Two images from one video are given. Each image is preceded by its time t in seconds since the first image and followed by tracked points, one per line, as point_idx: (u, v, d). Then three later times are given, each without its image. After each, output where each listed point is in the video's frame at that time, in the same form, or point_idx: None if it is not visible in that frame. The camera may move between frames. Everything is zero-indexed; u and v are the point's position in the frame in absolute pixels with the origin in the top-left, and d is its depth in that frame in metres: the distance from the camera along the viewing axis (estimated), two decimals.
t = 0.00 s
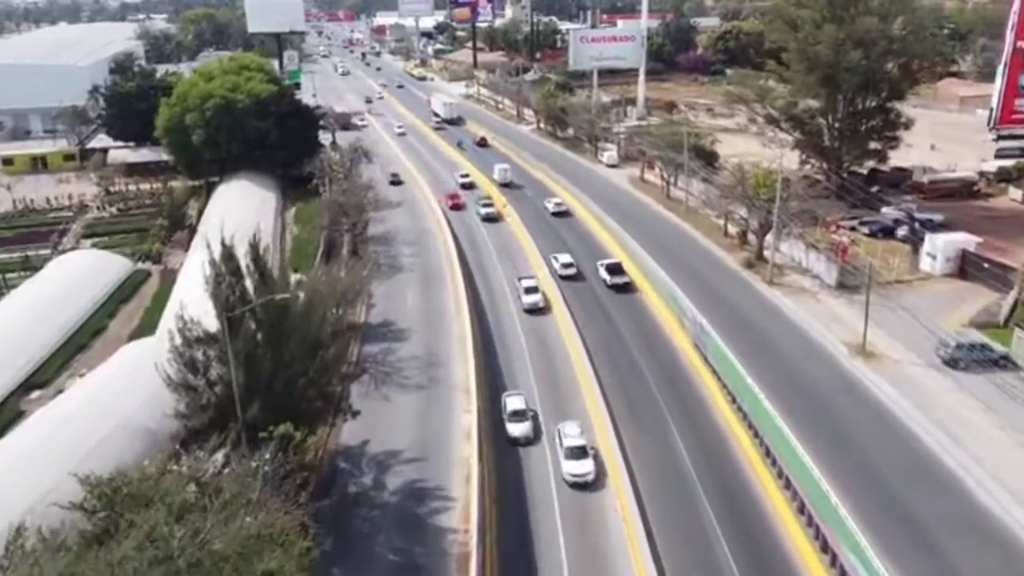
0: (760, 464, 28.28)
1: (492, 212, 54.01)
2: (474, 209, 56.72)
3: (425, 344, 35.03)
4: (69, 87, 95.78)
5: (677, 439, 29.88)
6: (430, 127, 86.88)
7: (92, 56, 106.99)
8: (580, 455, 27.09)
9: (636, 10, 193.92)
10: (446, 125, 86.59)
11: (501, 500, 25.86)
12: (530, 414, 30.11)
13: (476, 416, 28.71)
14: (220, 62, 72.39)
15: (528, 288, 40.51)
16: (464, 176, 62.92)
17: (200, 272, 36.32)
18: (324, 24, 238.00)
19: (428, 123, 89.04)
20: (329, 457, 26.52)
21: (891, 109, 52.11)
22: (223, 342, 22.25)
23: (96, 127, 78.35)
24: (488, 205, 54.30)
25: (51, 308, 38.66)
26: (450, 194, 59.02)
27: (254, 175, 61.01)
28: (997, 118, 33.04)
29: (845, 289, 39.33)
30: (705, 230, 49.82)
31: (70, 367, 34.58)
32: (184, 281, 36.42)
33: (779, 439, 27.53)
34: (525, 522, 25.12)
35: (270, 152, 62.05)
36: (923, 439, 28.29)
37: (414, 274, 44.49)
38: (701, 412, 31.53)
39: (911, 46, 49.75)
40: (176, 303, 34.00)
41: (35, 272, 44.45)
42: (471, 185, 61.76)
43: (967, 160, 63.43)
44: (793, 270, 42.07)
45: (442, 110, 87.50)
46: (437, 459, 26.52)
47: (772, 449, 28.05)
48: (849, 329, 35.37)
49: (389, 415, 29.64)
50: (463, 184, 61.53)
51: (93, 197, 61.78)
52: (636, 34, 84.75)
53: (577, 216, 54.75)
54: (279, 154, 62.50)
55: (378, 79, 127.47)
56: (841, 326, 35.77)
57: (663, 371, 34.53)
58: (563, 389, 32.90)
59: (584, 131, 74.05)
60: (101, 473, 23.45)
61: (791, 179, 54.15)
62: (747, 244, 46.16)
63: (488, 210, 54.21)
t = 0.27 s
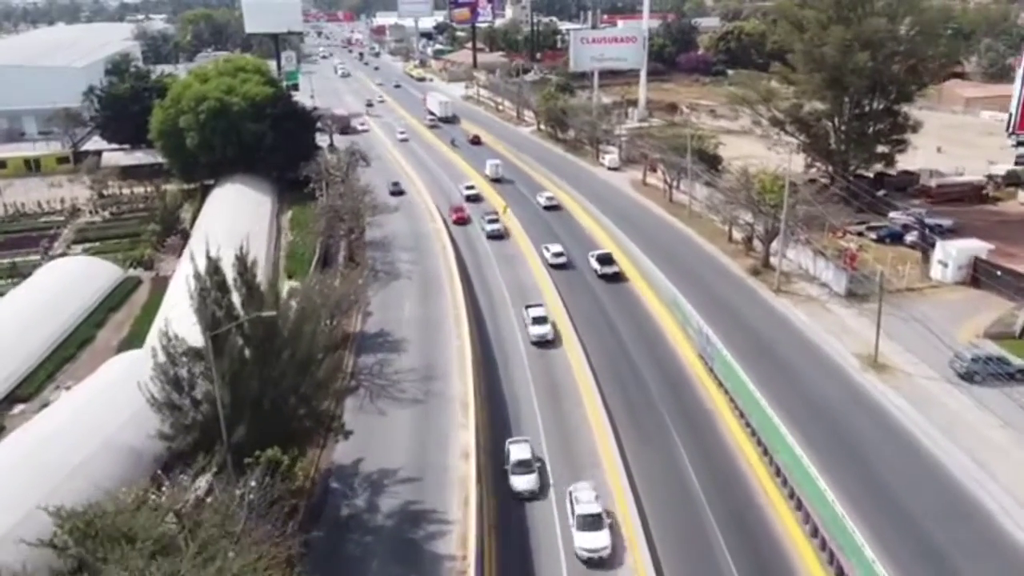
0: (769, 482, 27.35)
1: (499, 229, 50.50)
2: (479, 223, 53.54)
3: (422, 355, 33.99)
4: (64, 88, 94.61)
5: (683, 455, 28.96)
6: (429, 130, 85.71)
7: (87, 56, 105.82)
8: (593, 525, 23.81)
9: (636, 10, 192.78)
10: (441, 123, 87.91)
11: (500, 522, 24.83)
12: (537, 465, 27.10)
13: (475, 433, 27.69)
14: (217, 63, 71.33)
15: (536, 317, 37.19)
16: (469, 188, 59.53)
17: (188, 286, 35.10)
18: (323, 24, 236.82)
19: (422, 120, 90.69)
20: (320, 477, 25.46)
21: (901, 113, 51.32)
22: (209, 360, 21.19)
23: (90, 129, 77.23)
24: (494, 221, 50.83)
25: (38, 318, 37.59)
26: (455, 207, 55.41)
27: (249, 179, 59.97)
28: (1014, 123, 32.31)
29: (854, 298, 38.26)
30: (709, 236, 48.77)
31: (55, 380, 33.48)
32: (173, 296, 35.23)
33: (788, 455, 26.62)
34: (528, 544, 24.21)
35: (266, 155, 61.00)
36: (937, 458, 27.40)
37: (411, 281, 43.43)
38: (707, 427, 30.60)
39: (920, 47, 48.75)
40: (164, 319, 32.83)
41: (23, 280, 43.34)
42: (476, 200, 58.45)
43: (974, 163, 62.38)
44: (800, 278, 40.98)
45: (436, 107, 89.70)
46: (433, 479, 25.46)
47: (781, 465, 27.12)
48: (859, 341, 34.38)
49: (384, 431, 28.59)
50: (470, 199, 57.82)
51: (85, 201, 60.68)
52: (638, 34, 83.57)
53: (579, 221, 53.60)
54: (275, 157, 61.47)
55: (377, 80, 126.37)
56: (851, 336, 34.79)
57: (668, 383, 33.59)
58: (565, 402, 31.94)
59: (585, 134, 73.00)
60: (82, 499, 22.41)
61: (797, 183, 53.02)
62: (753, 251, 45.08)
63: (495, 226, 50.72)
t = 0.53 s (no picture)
0: (780, 504, 26.17)
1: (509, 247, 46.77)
2: (487, 241, 50.15)
3: (418, 370, 32.78)
4: (58, 89, 93.36)
5: (690, 476, 27.75)
6: (428, 132, 84.47)
7: (83, 57, 104.60)
8: None
9: (636, 11, 191.57)
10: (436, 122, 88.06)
11: (499, 551, 23.61)
12: (545, 543, 23.58)
13: (474, 454, 26.49)
14: (212, 65, 70.10)
15: (548, 355, 33.51)
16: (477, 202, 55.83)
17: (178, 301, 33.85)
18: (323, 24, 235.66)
19: (416, 119, 91.31)
20: (310, 503, 24.26)
21: (910, 116, 50.13)
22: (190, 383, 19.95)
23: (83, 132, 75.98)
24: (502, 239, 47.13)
25: (22, 330, 36.32)
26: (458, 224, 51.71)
27: (244, 183, 58.77)
28: None
29: (865, 308, 37.02)
30: (714, 242, 47.56)
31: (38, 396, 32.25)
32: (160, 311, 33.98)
33: (800, 476, 25.43)
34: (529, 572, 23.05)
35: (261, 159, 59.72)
36: (957, 479, 26.18)
37: (409, 291, 42.19)
38: (714, 444, 29.43)
39: (931, 49, 47.50)
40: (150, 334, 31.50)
41: (8, 289, 42.05)
42: (484, 216, 54.83)
43: (983, 167, 61.18)
44: (808, 287, 39.73)
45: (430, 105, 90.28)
46: (430, 505, 24.25)
47: (792, 487, 25.96)
48: (871, 354, 33.19)
49: (378, 451, 27.38)
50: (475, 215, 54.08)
51: (77, 206, 59.45)
52: (640, 35, 82.28)
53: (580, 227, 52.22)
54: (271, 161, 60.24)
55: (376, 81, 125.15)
56: (863, 349, 33.62)
57: (673, 399, 32.43)
58: (567, 420, 30.75)
59: (586, 136, 71.79)
60: (52, 529, 20.92)
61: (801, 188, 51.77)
62: (759, 258, 43.86)
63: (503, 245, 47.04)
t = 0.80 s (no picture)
0: (792, 528, 24.88)
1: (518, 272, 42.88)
2: (493, 263, 46.35)
3: (415, 385, 31.54)
4: (53, 91, 92.15)
5: (697, 495, 26.50)
6: (428, 134, 83.31)
7: (79, 58, 103.40)
8: None
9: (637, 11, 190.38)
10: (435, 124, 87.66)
11: None
12: None
13: (472, 477, 25.25)
14: (207, 66, 68.86)
15: (559, 409, 29.17)
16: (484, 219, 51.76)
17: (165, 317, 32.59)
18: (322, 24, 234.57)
19: (411, 117, 93.29)
20: (300, 532, 23.05)
21: (920, 119, 48.86)
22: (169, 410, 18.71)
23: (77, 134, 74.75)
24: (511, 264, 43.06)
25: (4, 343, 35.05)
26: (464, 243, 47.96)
27: (238, 188, 57.55)
28: None
29: (878, 320, 35.78)
30: (720, 249, 46.30)
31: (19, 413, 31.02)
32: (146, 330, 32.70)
33: (813, 498, 24.18)
34: None
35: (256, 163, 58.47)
36: (978, 502, 24.90)
37: (406, 300, 40.94)
38: (720, 459, 28.36)
39: (942, 51, 46.27)
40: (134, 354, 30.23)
41: None
42: (491, 235, 50.83)
43: (993, 171, 59.89)
44: (818, 296, 38.48)
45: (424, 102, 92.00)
46: (426, 534, 23.04)
47: (805, 510, 24.67)
48: (885, 369, 31.96)
49: (372, 474, 26.15)
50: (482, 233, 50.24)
51: (68, 211, 58.24)
52: (642, 36, 81.02)
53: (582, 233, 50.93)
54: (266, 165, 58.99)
55: (375, 82, 123.93)
56: (876, 363, 32.39)
57: (678, 414, 31.16)
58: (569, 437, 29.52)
59: (588, 139, 70.54)
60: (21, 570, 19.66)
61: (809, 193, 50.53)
62: (767, 266, 42.61)
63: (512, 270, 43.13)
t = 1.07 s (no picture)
0: (803, 548, 23.84)
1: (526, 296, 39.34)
2: (501, 285, 42.90)
3: (413, 399, 30.52)
4: (50, 92, 91.11)
5: (703, 511, 25.52)
6: (428, 136, 82.28)
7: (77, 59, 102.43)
8: None
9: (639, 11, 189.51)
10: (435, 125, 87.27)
11: None
12: None
13: (472, 498, 24.21)
14: (204, 67, 67.89)
15: (573, 471, 25.53)
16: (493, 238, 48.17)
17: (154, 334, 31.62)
18: (323, 25, 233.69)
19: (408, 115, 94.98)
20: (291, 558, 22.05)
21: (931, 123, 47.77)
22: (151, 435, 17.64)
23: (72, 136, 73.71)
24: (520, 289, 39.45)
25: None
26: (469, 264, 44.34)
27: (234, 192, 56.55)
28: None
29: (890, 330, 34.71)
30: (726, 256, 45.23)
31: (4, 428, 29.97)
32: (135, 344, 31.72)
33: (824, 517, 23.19)
34: None
35: (252, 166, 57.45)
36: (997, 524, 23.85)
37: (404, 308, 39.90)
38: (725, 471, 27.46)
39: (954, 53, 45.20)
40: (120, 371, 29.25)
41: None
42: (500, 255, 47.19)
43: (1003, 175, 58.77)
44: (827, 306, 37.41)
45: (421, 103, 93.93)
46: (423, 560, 22.05)
47: (814, 526, 23.75)
48: (901, 383, 30.92)
49: (368, 494, 25.10)
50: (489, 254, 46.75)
51: (61, 215, 57.23)
52: (646, 37, 79.90)
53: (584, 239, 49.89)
54: (262, 168, 57.95)
55: (375, 83, 122.89)
56: (889, 376, 31.38)
57: (682, 424, 30.28)
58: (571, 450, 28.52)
59: (590, 142, 69.43)
60: None
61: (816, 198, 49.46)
62: (774, 274, 41.54)
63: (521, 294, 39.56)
